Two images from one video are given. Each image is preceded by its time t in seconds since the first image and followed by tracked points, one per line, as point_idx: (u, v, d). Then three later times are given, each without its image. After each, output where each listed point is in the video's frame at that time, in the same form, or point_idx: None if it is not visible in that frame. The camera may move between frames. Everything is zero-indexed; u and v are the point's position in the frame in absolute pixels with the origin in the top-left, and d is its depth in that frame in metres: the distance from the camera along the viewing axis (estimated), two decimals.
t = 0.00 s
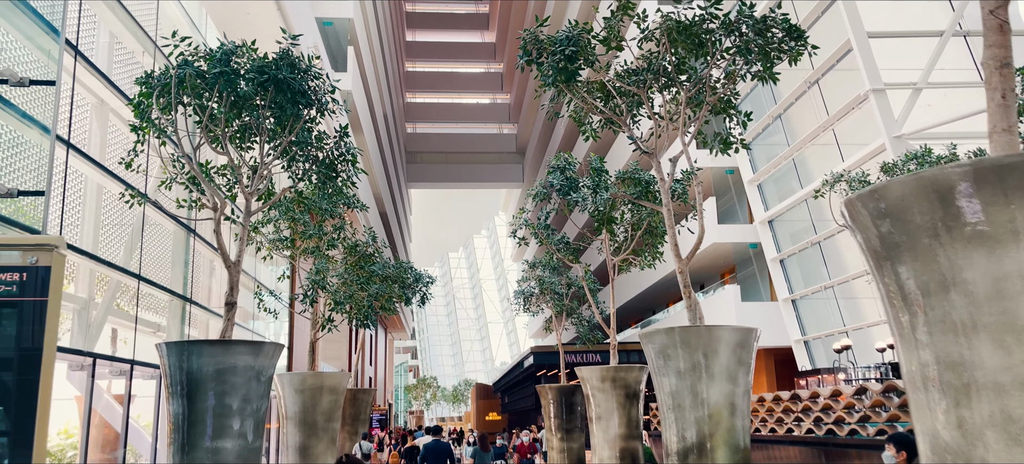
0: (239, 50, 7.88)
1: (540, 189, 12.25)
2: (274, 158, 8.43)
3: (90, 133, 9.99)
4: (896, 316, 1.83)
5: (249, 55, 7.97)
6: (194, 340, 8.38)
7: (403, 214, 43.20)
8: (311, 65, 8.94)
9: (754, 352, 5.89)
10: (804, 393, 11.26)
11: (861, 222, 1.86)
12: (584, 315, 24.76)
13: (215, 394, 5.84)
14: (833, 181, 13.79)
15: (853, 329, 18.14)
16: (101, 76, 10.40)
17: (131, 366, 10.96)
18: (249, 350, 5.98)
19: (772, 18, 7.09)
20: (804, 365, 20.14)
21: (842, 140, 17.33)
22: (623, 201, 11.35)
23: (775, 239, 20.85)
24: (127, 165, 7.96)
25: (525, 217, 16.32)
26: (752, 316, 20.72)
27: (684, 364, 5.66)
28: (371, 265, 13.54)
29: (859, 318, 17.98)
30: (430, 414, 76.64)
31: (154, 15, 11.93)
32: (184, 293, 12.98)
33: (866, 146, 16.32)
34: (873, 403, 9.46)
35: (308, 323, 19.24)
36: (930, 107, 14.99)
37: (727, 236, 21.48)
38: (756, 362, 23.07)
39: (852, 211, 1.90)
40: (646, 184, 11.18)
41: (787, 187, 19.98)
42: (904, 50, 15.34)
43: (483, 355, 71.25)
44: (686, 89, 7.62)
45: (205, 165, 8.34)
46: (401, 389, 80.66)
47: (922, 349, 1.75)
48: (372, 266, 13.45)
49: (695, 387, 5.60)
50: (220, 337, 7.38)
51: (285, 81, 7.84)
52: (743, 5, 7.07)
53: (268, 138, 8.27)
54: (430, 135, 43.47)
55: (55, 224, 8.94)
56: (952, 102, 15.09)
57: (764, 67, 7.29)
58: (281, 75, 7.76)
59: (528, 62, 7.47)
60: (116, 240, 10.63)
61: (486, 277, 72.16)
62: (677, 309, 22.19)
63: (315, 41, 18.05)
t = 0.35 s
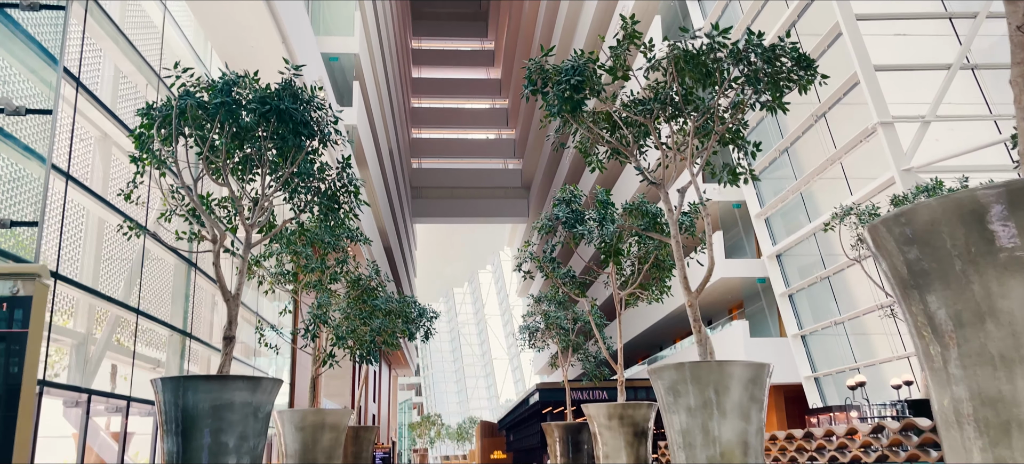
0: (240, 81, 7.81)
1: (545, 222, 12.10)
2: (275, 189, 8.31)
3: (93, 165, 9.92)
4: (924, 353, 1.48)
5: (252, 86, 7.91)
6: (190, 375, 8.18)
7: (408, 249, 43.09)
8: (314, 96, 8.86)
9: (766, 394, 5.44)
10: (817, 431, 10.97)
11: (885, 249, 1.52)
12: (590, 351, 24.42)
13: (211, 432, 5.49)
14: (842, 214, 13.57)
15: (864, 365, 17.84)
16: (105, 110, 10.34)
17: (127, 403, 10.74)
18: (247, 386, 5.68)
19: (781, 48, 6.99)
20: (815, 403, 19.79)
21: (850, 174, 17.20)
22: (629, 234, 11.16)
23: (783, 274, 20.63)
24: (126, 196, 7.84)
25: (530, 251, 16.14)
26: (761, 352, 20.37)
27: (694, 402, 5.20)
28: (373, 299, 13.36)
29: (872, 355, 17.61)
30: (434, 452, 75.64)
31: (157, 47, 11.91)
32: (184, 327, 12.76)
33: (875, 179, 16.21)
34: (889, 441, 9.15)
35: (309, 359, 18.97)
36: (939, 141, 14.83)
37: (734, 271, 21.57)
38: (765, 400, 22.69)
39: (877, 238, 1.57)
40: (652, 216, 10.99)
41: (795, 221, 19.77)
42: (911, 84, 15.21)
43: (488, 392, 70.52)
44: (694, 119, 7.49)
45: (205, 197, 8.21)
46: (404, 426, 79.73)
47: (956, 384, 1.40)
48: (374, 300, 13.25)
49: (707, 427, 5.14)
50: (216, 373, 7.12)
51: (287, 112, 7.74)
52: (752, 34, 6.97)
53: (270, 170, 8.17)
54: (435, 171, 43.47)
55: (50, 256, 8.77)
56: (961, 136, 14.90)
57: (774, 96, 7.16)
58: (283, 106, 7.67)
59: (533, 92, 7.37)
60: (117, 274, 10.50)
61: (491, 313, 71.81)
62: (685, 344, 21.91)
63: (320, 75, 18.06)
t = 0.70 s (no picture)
0: (242, 111, 7.74)
1: (551, 253, 11.91)
2: (276, 220, 8.18)
3: (94, 198, 9.82)
4: (956, 379, 1.64)
5: (253, 115, 7.81)
6: (187, 411, 7.99)
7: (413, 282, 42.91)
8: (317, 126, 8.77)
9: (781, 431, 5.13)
10: None
11: (913, 275, 1.70)
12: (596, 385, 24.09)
13: None
14: (852, 246, 13.32)
15: (877, 400, 17.50)
16: (110, 145, 10.29)
17: (124, 439, 10.54)
18: (244, 422, 5.47)
19: (790, 74, 6.88)
20: (827, 439, 19.40)
21: (860, 206, 16.99)
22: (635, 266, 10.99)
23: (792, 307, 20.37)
24: (124, 227, 7.71)
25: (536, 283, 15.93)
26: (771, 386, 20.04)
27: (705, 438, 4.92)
28: (376, 332, 13.17)
29: (884, 389, 17.28)
30: None
31: (161, 78, 11.90)
32: (184, 361, 12.58)
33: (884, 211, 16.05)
34: None
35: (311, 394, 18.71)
36: (948, 173, 14.73)
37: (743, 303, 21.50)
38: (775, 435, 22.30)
39: (904, 267, 1.73)
40: (660, 246, 10.79)
41: (803, 253, 19.57)
42: (919, 115, 15.10)
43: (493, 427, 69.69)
44: (702, 147, 7.35)
45: (205, 228, 8.08)
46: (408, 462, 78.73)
47: (991, 414, 1.53)
48: (377, 333, 13.06)
49: None
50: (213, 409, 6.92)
51: (289, 141, 7.66)
52: (760, 61, 6.87)
53: (271, 200, 8.06)
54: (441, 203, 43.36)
55: (45, 288, 8.60)
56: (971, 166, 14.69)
57: (784, 123, 7.04)
58: (284, 135, 7.59)
59: (538, 119, 7.25)
60: (116, 309, 10.36)
61: (496, 347, 71.31)
62: (694, 379, 21.57)
63: (325, 107, 18.02)
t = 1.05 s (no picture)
0: (240, 134, 7.64)
1: (555, 279, 11.72)
2: (275, 245, 8.02)
3: (91, 224, 9.67)
4: (989, 406, 1.09)
5: (251, 137, 7.70)
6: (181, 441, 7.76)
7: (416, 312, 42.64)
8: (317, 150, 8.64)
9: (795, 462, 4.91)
10: None
11: (938, 288, 1.12)
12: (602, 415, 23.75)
13: None
14: (861, 272, 13.08)
15: (889, 430, 17.16)
16: (109, 172, 10.17)
17: None
18: (237, 454, 5.23)
19: (797, 94, 6.76)
20: None
21: (867, 233, 16.77)
22: (641, 292, 10.80)
23: (801, 336, 20.08)
24: (118, 252, 7.55)
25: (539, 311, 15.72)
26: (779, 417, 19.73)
27: None
28: (377, 361, 12.95)
29: (896, 419, 16.95)
30: None
31: (161, 104, 11.84)
32: (180, 391, 12.34)
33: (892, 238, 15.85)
34: None
35: (312, 425, 18.44)
36: (954, 200, 14.41)
37: (751, 332, 21.19)
38: None
39: (931, 277, 1.15)
40: (666, 270, 10.60)
41: (810, 281, 19.33)
42: (925, 140, 14.95)
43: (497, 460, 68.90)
44: (708, 169, 7.20)
45: (202, 253, 7.93)
46: None
47: None
48: (379, 362, 12.84)
49: None
50: (207, 439, 6.72)
51: (288, 165, 7.56)
52: (767, 80, 6.75)
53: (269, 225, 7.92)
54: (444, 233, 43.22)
55: (39, 316, 8.40)
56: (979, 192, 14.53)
57: (792, 143, 6.89)
58: (283, 158, 7.48)
59: (541, 141, 7.12)
60: (113, 339, 10.17)
61: (501, 377, 70.80)
62: (701, 409, 21.22)
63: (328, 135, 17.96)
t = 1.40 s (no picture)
0: (236, 155, 7.51)
1: (557, 304, 11.53)
2: (271, 268, 7.85)
3: (85, 249, 9.49)
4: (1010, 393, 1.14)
5: (248, 158, 7.56)
6: None
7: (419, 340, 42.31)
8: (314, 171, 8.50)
9: None
10: None
11: (970, 300, 1.21)
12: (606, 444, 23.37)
13: None
14: (869, 295, 12.85)
15: (899, 459, 16.80)
16: (106, 198, 10.06)
17: None
18: None
19: (805, 111, 6.60)
20: None
21: (874, 257, 16.54)
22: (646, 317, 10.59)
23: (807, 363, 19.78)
24: (110, 275, 7.37)
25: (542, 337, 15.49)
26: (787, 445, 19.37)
27: None
28: (377, 388, 12.71)
29: (906, 447, 16.62)
30: None
31: (158, 126, 11.73)
32: (176, 419, 12.08)
33: (899, 262, 15.64)
34: None
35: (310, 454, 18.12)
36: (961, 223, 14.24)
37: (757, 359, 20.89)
38: None
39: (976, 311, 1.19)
40: (671, 293, 10.41)
41: (816, 307, 19.08)
42: (931, 164, 14.80)
43: None
44: (714, 188, 7.03)
45: (197, 276, 7.75)
46: None
47: None
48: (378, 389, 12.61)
49: None
50: None
51: (284, 186, 7.40)
52: (773, 98, 6.61)
53: (265, 247, 7.74)
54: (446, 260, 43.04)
55: (28, 342, 8.19)
56: (986, 215, 14.38)
57: (799, 162, 6.73)
58: (280, 179, 7.33)
59: (542, 161, 6.98)
60: (107, 366, 9.99)
61: (504, 406, 70.16)
62: (708, 437, 20.86)
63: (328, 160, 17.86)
